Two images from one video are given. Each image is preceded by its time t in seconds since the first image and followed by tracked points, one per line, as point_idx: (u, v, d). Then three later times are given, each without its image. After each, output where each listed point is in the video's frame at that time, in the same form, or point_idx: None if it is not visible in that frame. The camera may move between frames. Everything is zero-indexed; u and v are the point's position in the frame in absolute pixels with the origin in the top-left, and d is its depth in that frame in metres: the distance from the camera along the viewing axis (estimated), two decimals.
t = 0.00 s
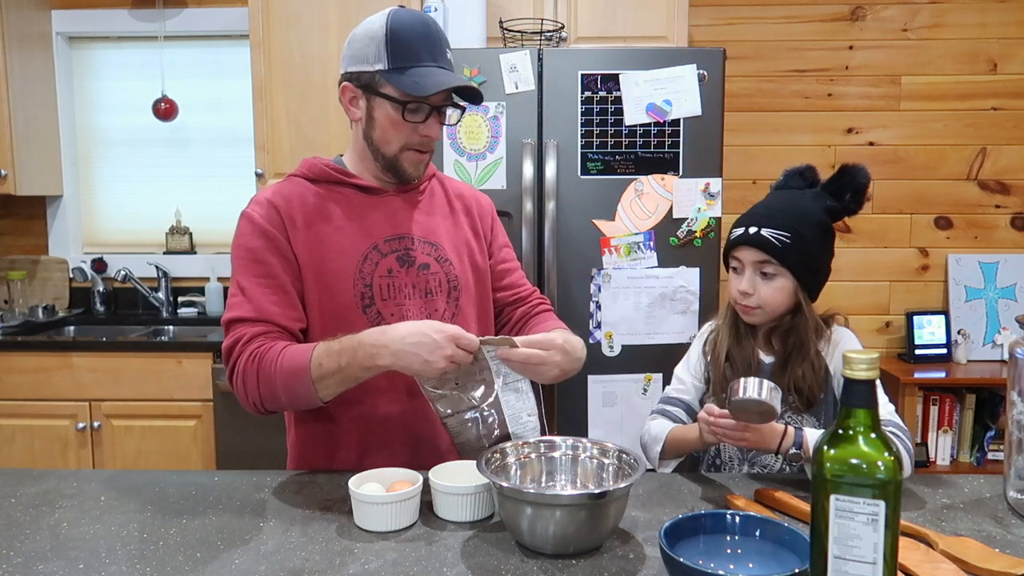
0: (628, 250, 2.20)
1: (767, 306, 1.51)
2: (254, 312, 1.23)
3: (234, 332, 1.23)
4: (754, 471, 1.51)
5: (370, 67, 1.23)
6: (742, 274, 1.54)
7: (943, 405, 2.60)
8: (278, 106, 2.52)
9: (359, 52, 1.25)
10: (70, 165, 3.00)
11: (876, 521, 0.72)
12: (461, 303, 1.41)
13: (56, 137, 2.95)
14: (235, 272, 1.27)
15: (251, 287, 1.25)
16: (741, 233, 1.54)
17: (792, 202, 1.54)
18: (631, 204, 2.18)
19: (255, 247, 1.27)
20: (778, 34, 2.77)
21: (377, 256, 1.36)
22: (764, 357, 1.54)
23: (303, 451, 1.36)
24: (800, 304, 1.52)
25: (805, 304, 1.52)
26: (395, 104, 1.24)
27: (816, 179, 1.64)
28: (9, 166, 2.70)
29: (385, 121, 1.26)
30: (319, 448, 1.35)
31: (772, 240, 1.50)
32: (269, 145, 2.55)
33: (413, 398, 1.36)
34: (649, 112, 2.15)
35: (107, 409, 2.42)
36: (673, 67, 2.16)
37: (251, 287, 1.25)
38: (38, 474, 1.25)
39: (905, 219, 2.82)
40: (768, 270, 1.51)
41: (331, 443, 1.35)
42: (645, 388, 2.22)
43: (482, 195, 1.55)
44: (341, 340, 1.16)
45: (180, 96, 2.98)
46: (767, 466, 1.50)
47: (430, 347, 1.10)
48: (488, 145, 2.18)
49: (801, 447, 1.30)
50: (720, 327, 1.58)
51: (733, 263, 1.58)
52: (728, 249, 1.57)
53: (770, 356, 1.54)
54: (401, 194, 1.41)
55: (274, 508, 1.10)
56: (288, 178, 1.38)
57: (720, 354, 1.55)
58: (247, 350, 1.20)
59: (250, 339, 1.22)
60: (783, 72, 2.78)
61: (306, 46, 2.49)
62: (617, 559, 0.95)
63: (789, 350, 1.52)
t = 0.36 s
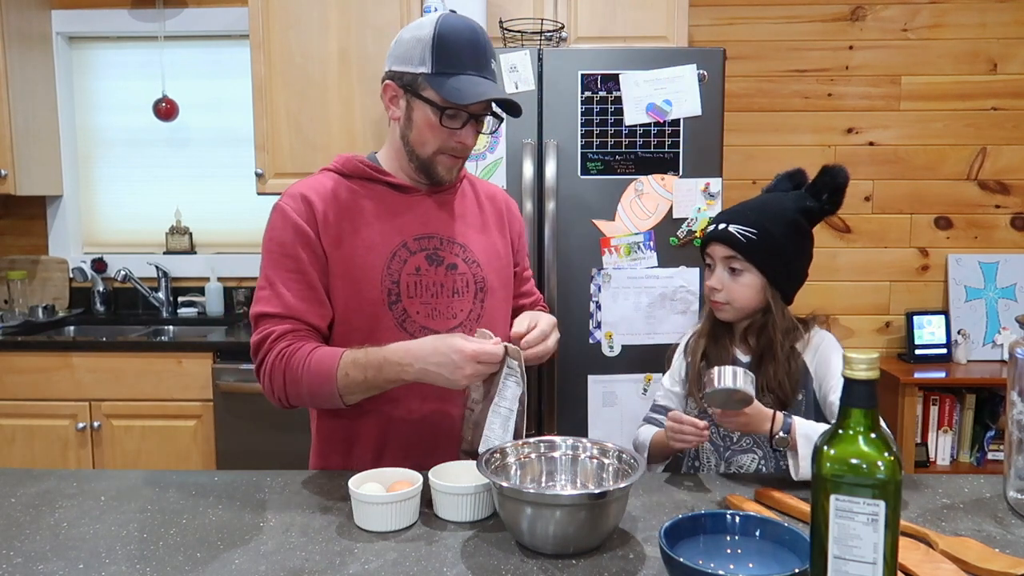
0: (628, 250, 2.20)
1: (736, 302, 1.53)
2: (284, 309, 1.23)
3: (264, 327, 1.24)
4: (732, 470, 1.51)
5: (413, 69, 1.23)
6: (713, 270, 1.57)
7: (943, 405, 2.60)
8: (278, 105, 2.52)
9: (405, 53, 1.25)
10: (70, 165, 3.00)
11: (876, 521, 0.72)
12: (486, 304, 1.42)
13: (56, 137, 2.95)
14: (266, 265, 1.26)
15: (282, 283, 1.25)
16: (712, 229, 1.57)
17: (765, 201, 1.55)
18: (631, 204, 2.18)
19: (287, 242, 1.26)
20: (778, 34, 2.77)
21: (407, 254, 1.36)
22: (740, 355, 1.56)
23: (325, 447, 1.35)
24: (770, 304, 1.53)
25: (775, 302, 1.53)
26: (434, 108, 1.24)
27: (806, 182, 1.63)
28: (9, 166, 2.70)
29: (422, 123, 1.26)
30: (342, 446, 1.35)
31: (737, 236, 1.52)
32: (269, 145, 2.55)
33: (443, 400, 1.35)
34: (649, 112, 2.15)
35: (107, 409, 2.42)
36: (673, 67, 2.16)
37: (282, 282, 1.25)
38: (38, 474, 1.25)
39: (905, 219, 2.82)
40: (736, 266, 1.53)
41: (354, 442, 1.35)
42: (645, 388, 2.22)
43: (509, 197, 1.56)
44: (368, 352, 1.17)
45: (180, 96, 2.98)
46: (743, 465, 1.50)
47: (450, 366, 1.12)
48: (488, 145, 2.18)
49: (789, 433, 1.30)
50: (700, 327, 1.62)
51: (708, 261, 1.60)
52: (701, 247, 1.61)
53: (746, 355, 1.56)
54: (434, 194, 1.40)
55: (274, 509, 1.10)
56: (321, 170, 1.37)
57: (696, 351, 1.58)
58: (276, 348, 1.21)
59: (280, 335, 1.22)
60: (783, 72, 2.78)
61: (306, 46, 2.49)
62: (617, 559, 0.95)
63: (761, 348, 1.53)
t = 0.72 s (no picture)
0: (628, 250, 2.20)
1: (713, 302, 1.53)
2: (289, 311, 1.24)
3: (270, 330, 1.24)
4: (716, 470, 1.50)
5: (413, 64, 1.24)
6: (690, 271, 1.57)
7: (943, 405, 2.60)
8: (278, 105, 2.52)
9: (404, 50, 1.26)
10: (70, 165, 3.00)
11: (876, 521, 0.72)
12: (495, 305, 1.42)
13: (56, 137, 2.95)
14: (271, 268, 1.27)
15: (288, 285, 1.25)
16: (687, 231, 1.58)
17: (740, 201, 1.55)
18: (631, 204, 2.18)
19: (293, 244, 1.26)
20: (778, 34, 2.77)
21: (414, 256, 1.36)
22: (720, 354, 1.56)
23: (327, 447, 1.35)
24: (746, 303, 1.53)
25: (752, 302, 1.52)
26: (434, 101, 1.23)
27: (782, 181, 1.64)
28: (9, 166, 2.70)
29: (424, 119, 1.26)
30: (345, 446, 1.35)
31: (711, 236, 1.51)
32: (269, 145, 2.55)
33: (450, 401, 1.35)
34: (649, 112, 2.15)
35: (107, 409, 2.42)
36: (673, 67, 2.16)
37: (288, 284, 1.25)
38: (37, 475, 1.25)
39: (905, 219, 2.82)
40: (712, 266, 1.54)
41: (357, 442, 1.34)
42: (644, 388, 2.22)
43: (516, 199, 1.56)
44: (373, 351, 1.18)
45: (181, 96, 2.98)
46: (726, 466, 1.49)
47: (453, 366, 1.12)
48: (488, 145, 2.18)
49: (801, 427, 1.32)
50: (681, 328, 1.62)
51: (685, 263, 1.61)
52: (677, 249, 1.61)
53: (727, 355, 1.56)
54: (440, 195, 1.40)
55: (275, 508, 1.10)
56: (327, 171, 1.37)
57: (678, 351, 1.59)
58: (281, 353, 1.22)
59: (286, 339, 1.23)
60: (783, 72, 2.78)
61: (306, 46, 2.49)
62: (617, 559, 0.95)
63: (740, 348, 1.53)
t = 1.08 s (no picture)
0: (628, 250, 2.20)
1: (715, 303, 1.53)
2: (279, 319, 1.25)
3: (262, 339, 1.25)
4: (716, 470, 1.50)
5: (385, 66, 1.23)
6: (692, 272, 1.57)
7: (943, 405, 2.60)
8: (278, 106, 2.52)
9: (376, 52, 1.25)
10: (70, 165, 3.00)
11: (876, 521, 0.71)
12: (490, 303, 1.41)
13: (55, 137, 2.95)
14: (262, 277, 1.28)
15: (278, 292, 1.26)
16: (689, 231, 1.57)
17: (741, 201, 1.55)
18: (631, 204, 2.18)
19: (282, 252, 1.27)
20: (778, 34, 2.77)
21: (406, 257, 1.35)
22: (720, 355, 1.56)
23: (327, 449, 1.35)
24: (749, 304, 1.53)
25: (754, 303, 1.52)
26: (409, 104, 1.23)
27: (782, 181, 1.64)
28: (9, 166, 2.70)
29: (401, 122, 1.26)
30: (346, 448, 1.34)
31: (714, 236, 1.51)
32: (269, 145, 2.55)
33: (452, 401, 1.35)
34: (649, 112, 2.15)
35: (107, 409, 2.42)
36: (673, 67, 2.16)
37: (279, 291, 1.26)
38: (37, 474, 1.25)
39: (905, 219, 2.82)
40: (715, 266, 1.53)
41: (357, 444, 1.34)
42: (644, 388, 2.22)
43: (510, 193, 1.54)
44: (367, 348, 1.18)
45: (181, 96, 2.98)
46: (725, 466, 1.49)
47: (446, 360, 1.11)
48: (488, 145, 2.18)
49: (795, 428, 1.31)
50: (683, 328, 1.61)
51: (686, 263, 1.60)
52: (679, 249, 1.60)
53: (728, 355, 1.56)
54: (429, 195, 1.39)
55: (275, 508, 1.10)
56: (316, 176, 1.38)
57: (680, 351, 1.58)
58: (275, 360, 1.22)
59: (278, 346, 1.24)
60: (783, 72, 2.78)
61: (306, 46, 2.49)
62: (617, 559, 0.95)
63: (742, 349, 1.53)
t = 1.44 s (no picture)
0: (628, 250, 2.19)
1: (723, 303, 1.52)
2: (276, 324, 1.24)
3: (260, 344, 1.25)
4: (715, 470, 1.50)
5: (372, 70, 1.23)
6: (700, 271, 1.56)
7: (943, 405, 2.60)
8: (278, 105, 2.52)
9: (362, 55, 1.24)
10: (70, 165, 3.00)
11: (876, 521, 0.71)
12: (488, 303, 1.41)
13: (56, 137, 2.95)
14: (259, 282, 1.28)
15: (276, 297, 1.26)
16: (700, 230, 1.57)
17: (751, 201, 1.55)
18: (631, 204, 2.18)
19: (279, 256, 1.27)
20: (778, 34, 2.77)
21: (402, 259, 1.35)
22: (724, 356, 1.56)
23: (327, 451, 1.34)
24: (756, 304, 1.53)
25: (762, 303, 1.53)
26: (397, 107, 1.23)
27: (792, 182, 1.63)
28: (9, 166, 2.70)
29: (391, 124, 1.26)
30: (345, 449, 1.34)
31: (724, 236, 1.51)
32: (269, 145, 2.55)
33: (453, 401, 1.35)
34: (649, 112, 2.15)
35: (107, 408, 2.42)
36: (673, 67, 2.16)
37: (277, 296, 1.26)
38: (37, 474, 1.25)
39: (905, 219, 2.82)
40: (724, 266, 1.53)
41: (357, 445, 1.34)
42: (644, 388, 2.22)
43: (504, 188, 1.54)
44: (368, 349, 1.19)
45: (181, 96, 2.98)
46: (724, 465, 1.49)
47: (444, 352, 1.13)
48: (488, 145, 2.18)
49: (793, 432, 1.29)
50: (688, 327, 1.61)
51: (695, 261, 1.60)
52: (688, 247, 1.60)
53: (732, 356, 1.56)
54: (424, 196, 1.39)
55: (274, 508, 1.10)
56: (310, 179, 1.38)
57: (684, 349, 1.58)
58: (275, 365, 1.22)
59: (278, 351, 1.23)
60: (783, 72, 2.78)
61: (306, 46, 2.49)
62: (617, 560, 0.95)
63: (747, 349, 1.53)
